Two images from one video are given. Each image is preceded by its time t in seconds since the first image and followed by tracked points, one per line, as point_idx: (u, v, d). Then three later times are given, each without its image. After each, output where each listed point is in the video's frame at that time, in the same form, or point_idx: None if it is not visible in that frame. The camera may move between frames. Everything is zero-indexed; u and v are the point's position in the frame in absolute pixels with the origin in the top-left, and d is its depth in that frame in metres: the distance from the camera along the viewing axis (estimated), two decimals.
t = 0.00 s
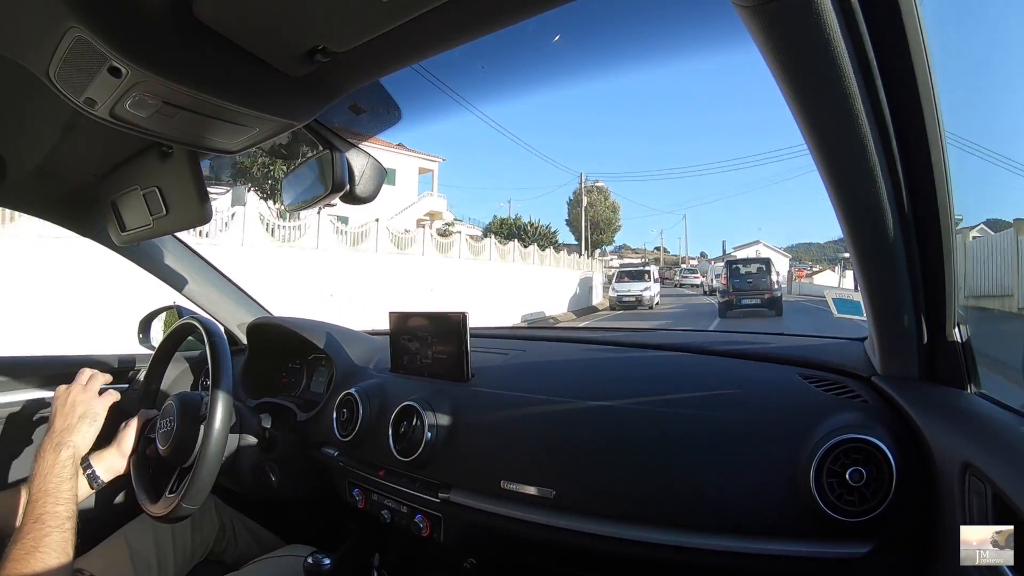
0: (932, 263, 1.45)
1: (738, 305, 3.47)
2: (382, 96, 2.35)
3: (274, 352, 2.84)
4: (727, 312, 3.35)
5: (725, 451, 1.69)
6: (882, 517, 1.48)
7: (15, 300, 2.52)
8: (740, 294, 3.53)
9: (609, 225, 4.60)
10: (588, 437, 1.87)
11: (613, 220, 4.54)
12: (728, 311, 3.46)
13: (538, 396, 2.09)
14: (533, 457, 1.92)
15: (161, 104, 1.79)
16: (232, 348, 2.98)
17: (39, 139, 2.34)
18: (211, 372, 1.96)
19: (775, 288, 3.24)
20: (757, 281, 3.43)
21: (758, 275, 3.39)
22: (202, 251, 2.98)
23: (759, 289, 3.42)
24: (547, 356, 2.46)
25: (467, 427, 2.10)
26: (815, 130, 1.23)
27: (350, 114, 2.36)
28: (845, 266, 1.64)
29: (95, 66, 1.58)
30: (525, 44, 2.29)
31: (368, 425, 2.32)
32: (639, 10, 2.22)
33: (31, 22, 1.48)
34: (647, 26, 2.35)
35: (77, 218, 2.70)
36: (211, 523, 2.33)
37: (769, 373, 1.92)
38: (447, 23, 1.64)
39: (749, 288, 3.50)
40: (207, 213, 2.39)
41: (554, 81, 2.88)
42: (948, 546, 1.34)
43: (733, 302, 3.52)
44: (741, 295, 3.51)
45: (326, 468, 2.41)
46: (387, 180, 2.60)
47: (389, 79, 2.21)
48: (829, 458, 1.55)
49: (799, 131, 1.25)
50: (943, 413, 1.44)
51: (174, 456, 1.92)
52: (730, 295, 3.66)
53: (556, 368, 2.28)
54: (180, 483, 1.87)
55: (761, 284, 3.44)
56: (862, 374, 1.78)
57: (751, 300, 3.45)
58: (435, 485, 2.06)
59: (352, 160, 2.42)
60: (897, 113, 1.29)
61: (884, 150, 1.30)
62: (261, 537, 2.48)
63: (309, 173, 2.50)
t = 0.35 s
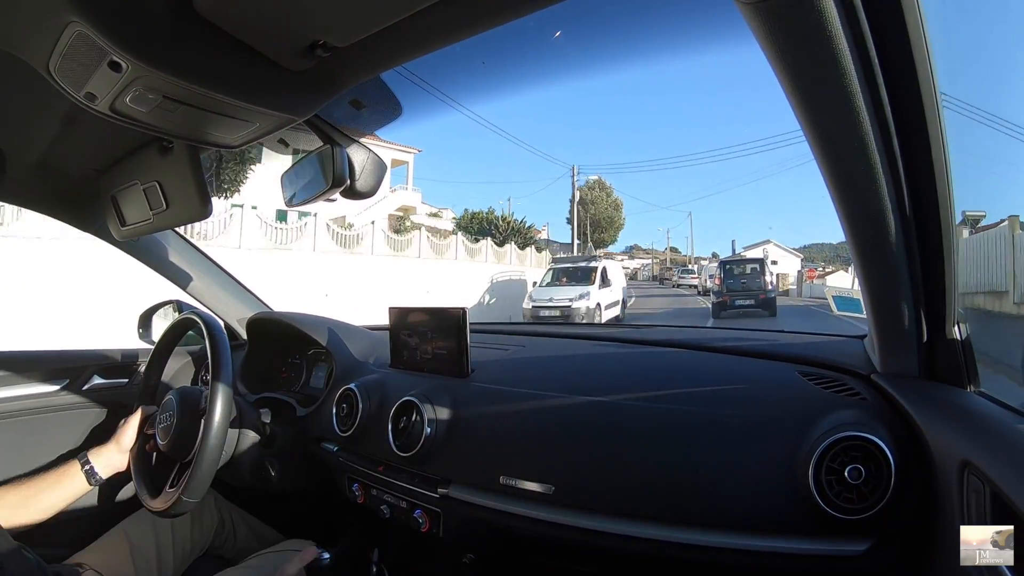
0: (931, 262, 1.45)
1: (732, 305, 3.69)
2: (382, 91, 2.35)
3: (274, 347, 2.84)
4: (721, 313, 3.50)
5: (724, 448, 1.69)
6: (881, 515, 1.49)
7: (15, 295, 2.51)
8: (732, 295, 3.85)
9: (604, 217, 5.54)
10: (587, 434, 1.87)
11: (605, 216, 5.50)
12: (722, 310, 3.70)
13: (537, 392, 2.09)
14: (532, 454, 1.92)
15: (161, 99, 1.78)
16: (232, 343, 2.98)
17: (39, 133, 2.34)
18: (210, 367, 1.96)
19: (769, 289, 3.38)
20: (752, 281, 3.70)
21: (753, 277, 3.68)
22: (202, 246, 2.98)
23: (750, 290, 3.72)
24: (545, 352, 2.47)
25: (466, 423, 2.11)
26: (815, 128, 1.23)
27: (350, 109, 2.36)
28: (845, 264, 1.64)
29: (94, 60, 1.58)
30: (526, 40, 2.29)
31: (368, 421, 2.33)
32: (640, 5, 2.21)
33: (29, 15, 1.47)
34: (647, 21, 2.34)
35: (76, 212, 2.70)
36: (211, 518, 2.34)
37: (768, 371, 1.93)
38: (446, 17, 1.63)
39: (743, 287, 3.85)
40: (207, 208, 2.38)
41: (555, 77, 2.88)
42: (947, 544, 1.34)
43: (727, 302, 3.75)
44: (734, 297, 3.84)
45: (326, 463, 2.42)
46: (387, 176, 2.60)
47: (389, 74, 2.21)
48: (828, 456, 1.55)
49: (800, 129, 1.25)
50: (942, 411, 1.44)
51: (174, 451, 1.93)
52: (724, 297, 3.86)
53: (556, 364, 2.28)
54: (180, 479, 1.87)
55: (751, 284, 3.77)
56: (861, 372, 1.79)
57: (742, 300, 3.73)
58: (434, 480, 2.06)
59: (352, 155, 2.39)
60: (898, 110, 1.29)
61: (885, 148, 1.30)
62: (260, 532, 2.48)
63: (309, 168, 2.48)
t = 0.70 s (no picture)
0: (929, 264, 1.46)
1: (724, 306, 3.68)
2: (382, 91, 2.34)
3: (272, 347, 2.84)
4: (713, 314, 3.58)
5: (722, 451, 1.69)
6: (878, 518, 1.49)
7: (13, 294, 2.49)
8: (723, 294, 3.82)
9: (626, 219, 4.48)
10: (586, 435, 1.87)
11: (621, 214, 4.50)
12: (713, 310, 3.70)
13: (535, 394, 2.09)
14: (530, 455, 1.92)
15: (161, 99, 1.78)
16: (230, 343, 2.97)
17: (37, 132, 2.33)
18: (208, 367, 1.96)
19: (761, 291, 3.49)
20: (743, 281, 3.74)
21: (745, 276, 3.73)
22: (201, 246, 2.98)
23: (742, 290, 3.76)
24: (544, 353, 2.47)
25: (465, 423, 2.10)
26: (815, 131, 1.23)
27: (350, 109, 2.36)
28: (844, 266, 1.64)
29: (95, 60, 1.58)
30: (526, 41, 2.29)
31: (366, 422, 2.32)
32: (640, 7, 2.21)
33: (31, 15, 1.47)
34: (647, 23, 2.35)
35: (75, 212, 2.70)
36: (208, 519, 2.33)
37: (766, 373, 1.93)
38: (447, 18, 1.64)
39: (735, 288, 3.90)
40: (207, 208, 2.38)
41: (554, 79, 2.88)
42: (945, 547, 1.34)
43: (720, 301, 3.75)
44: (725, 296, 3.84)
45: (323, 464, 2.41)
46: (385, 177, 2.60)
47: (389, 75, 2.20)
48: (826, 459, 1.55)
49: (799, 133, 1.25)
50: (939, 414, 1.44)
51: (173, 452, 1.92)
52: (717, 296, 3.88)
53: (554, 366, 2.28)
54: (178, 479, 1.87)
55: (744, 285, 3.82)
56: (860, 374, 1.79)
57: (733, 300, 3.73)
58: (432, 481, 2.06)
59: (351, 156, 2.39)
60: (896, 113, 1.29)
61: (884, 151, 1.30)
62: (258, 533, 2.48)
63: (309, 169, 2.48)
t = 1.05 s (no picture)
0: (925, 262, 1.46)
1: (720, 305, 3.69)
2: (378, 92, 2.34)
3: (270, 349, 2.83)
4: (710, 313, 3.60)
5: (721, 449, 1.70)
6: (877, 516, 1.49)
7: (10, 296, 2.48)
8: (718, 294, 3.85)
9: (634, 222, 4.45)
10: (584, 435, 1.87)
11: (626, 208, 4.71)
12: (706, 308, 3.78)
13: (533, 394, 2.09)
14: (529, 456, 1.92)
15: (156, 100, 1.78)
16: (227, 345, 2.96)
17: (32, 135, 2.33)
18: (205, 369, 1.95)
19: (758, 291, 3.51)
20: (739, 281, 3.85)
21: (741, 277, 3.79)
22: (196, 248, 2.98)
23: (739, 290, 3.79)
24: (542, 353, 2.47)
25: (463, 424, 2.10)
26: (811, 131, 1.23)
27: (345, 110, 2.35)
28: (841, 265, 1.65)
29: (88, 61, 1.57)
30: (523, 41, 2.29)
31: (364, 423, 2.32)
32: (636, 6, 2.21)
33: (24, 16, 1.46)
34: (643, 22, 2.35)
35: (71, 214, 2.69)
36: (206, 522, 2.32)
37: (764, 372, 1.93)
38: (443, 18, 1.63)
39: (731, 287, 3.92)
40: (204, 209, 2.37)
41: (551, 78, 2.88)
42: (944, 545, 1.35)
43: (715, 301, 3.77)
44: (721, 296, 3.86)
45: (321, 465, 2.41)
46: (381, 177, 2.59)
47: (385, 75, 2.20)
48: (824, 458, 1.56)
49: (796, 132, 1.26)
50: (937, 412, 1.45)
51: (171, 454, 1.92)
52: (713, 296, 3.90)
53: (552, 367, 2.28)
54: (177, 480, 1.86)
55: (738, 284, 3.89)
56: (857, 373, 1.80)
57: (728, 301, 3.75)
58: (430, 482, 2.06)
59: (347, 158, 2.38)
60: (892, 112, 1.30)
61: (880, 151, 1.30)
62: (256, 535, 2.47)
63: (305, 170, 2.47)
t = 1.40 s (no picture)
0: (923, 263, 1.47)
1: (719, 305, 3.70)
2: (376, 93, 2.33)
3: (268, 350, 2.83)
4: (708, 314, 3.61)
5: (719, 450, 1.70)
6: (875, 516, 1.50)
7: (8, 298, 2.48)
8: (717, 295, 3.87)
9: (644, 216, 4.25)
10: (583, 436, 1.87)
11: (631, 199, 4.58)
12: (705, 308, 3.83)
13: (532, 395, 2.09)
14: (528, 457, 1.92)
15: (154, 101, 1.77)
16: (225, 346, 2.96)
17: (30, 136, 2.32)
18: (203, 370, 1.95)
19: (756, 292, 3.52)
20: (738, 281, 3.87)
21: (740, 278, 3.80)
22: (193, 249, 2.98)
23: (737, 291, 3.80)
24: (541, 354, 2.47)
25: (461, 425, 2.10)
26: (809, 132, 1.24)
27: (343, 112, 2.35)
28: (838, 266, 1.65)
29: (86, 62, 1.56)
30: (521, 42, 2.29)
31: (362, 424, 2.31)
32: (634, 7, 2.22)
33: (21, 16, 1.45)
34: (641, 24, 2.36)
35: (68, 216, 2.69)
36: (204, 523, 2.32)
37: (762, 373, 1.94)
38: (442, 18, 1.63)
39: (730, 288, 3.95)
40: (202, 208, 2.38)
41: (551, 79, 2.89)
42: (943, 545, 1.35)
43: (715, 301, 3.81)
44: (719, 296, 3.87)
45: (319, 467, 2.40)
46: (379, 178, 2.60)
47: (383, 76, 2.19)
48: (822, 458, 1.56)
49: (794, 134, 1.26)
50: (936, 413, 1.45)
51: (168, 456, 1.92)
52: (712, 297, 3.91)
53: (550, 368, 2.28)
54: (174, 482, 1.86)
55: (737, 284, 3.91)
56: (854, 373, 1.80)
57: (728, 301, 3.78)
58: (429, 483, 2.06)
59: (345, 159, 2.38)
60: (890, 113, 1.30)
61: (878, 152, 1.30)
62: (254, 537, 2.47)
63: (303, 173, 2.47)
